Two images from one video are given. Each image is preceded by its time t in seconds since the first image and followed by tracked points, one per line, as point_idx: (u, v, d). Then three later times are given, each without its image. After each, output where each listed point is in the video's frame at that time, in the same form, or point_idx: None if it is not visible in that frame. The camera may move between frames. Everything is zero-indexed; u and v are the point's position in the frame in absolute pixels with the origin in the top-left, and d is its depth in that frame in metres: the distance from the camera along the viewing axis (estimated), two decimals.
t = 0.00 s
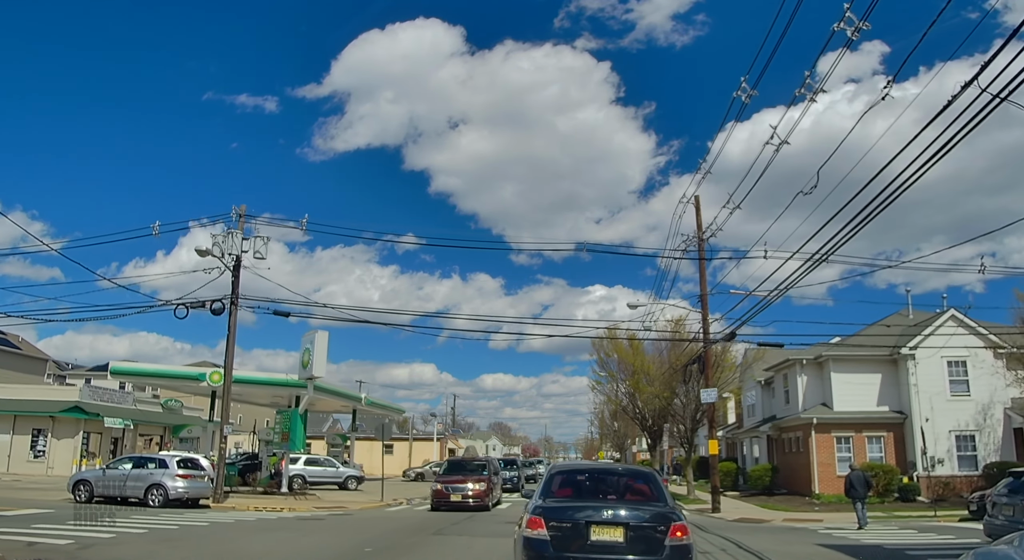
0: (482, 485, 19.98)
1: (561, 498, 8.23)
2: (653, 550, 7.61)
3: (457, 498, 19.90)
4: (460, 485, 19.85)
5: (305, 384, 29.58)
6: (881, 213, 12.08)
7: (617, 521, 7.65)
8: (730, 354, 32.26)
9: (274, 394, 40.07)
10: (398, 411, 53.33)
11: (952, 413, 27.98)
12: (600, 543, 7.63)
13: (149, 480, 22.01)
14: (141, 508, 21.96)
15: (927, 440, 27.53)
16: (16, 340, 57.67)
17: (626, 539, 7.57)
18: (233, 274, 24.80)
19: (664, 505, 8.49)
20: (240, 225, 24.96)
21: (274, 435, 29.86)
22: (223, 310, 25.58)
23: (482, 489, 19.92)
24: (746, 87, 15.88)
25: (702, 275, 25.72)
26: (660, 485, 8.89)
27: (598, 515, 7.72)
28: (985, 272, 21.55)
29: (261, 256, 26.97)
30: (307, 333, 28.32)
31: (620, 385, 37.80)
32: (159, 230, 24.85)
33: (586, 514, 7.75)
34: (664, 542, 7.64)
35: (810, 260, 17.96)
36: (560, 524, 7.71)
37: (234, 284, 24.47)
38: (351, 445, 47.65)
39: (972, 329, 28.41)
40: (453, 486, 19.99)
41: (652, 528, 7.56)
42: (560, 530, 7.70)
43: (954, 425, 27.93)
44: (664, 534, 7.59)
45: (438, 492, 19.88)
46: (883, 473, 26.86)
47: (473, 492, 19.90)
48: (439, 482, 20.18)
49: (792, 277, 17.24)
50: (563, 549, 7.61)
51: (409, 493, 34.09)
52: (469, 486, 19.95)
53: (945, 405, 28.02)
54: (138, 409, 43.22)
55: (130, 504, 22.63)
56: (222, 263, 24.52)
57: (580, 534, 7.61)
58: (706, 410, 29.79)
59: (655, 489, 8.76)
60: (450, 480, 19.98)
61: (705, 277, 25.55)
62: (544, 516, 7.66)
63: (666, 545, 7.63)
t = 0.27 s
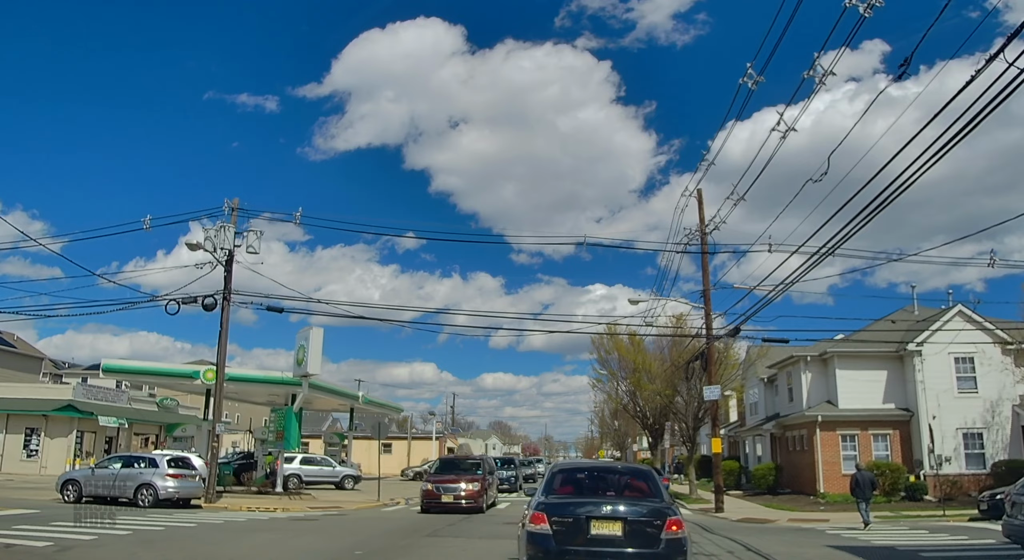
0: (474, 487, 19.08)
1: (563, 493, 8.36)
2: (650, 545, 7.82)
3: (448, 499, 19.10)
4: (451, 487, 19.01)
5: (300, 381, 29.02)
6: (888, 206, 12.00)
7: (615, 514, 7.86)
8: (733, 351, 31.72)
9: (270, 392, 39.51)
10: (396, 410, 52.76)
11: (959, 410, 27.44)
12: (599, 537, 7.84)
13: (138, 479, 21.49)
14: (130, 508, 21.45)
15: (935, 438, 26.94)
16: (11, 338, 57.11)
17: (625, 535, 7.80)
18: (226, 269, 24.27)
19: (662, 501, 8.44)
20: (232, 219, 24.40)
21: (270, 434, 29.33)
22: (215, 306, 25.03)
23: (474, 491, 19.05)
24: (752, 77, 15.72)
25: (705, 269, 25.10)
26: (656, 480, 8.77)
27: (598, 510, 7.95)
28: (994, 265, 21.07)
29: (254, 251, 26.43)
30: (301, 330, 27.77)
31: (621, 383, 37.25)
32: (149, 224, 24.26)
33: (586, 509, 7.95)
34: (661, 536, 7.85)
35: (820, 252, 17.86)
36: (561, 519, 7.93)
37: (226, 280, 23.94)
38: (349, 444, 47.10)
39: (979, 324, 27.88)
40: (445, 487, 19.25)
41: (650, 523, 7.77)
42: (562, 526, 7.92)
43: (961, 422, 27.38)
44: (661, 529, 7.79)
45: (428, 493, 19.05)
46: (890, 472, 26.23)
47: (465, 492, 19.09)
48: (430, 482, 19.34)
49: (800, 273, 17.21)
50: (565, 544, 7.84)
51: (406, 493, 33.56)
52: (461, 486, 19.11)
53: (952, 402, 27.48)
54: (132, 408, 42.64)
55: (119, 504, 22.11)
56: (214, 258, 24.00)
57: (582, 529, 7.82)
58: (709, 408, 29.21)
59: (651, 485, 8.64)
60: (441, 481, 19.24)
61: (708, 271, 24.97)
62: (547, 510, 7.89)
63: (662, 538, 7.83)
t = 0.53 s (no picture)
0: (465, 486, 17.95)
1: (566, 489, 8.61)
2: (645, 537, 8.07)
3: (438, 500, 17.96)
4: (441, 485, 17.86)
5: (294, 379, 28.49)
6: (900, 196, 11.66)
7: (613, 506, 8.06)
8: (736, 348, 31.26)
9: (266, 391, 39.04)
10: (394, 409, 52.27)
11: (965, 408, 26.96)
12: (599, 531, 8.11)
13: (127, 479, 21.02)
14: (120, 508, 20.98)
15: (942, 437, 26.42)
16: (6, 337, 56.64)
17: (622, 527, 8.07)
18: (218, 262, 23.81)
19: (658, 498, 8.63)
20: (225, 213, 23.89)
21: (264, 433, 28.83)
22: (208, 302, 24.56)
23: (466, 490, 17.89)
24: (758, 62, 15.28)
25: (707, 264, 24.56)
26: (653, 477, 9.16)
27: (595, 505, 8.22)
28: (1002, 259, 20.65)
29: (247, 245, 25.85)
30: (296, 327, 27.27)
31: (621, 382, 36.81)
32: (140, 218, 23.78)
33: (586, 505, 8.24)
34: (655, 529, 8.12)
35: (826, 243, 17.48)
36: (561, 515, 8.22)
37: (219, 275, 23.46)
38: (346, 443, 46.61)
39: (986, 321, 27.42)
40: (434, 487, 18.11)
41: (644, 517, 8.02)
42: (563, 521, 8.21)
43: (968, 421, 26.88)
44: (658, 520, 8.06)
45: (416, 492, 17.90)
46: (897, 471, 25.74)
47: (455, 492, 17.95)
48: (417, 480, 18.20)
49: (804, 266, 16.91)
50: (565, 538, 8.12)
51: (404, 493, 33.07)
52: (452, 486, 17.92)
53: (959, 401, 26.99)
54: (127, 407, 42.12)
55: (108, 505, 21.68)
56: (207, 253, 23.52)
57: (582, 523, 8.11)
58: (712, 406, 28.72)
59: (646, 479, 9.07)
60: (430, 480, 18.12)
61: (710, 267, 24.48)
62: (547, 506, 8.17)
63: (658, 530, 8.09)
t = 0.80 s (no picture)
0: (456, 488, 16.63)
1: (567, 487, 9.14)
2: (640, 530, 8.68)
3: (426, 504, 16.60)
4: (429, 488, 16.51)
5: (291, 378, 28.03)
6: (908, 189, 11.18)
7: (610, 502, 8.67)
8: (738, 346, 30.86)
9: (262, 390, 38.60)
10: (393, 409, 51.82)
11: (972, 407, 26.52)
12: (598, 525, 8.68)
13: (119, 479, 20.60)
14: (111, 509, 20.57)
15: (948, 436, 25.98)
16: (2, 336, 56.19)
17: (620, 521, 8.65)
18: (212, 257, 23.45)
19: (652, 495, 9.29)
20: (218, 208, 23.48)
21: (259, 432, 28.38)
22: (201, 299, 24.17)
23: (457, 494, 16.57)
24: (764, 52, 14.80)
25: (710, 261, 24.09)
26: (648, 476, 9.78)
27: (595, 500, 8.80)
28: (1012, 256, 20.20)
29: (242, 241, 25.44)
30: (292, 325, 26.84)
31: (621, 381, 36.42)
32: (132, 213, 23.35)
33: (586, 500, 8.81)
34: (650, 523, 8.71)
35: (831, 238, 17.09)
36: (563, 509, 8.80)
37: (212, 271, 23.05)
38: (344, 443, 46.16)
39: (992, 319, 27.00)
40: (422, 489, 16.67)
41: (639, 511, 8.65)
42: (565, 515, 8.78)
43: (974, 420, 26.44)
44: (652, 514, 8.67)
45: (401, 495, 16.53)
46: (901, 472, 25.38)
47: (446, 495, 16.60)
48: (404, 482, 16.86)
49: (809, 261, 16.52)
50: (568, 531, 8.69)
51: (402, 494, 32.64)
52: (442, 489, 16.61)
53: (965, 399, 26.56)
54: (122, 406, 41.66)
55: (99, 505, 21.28)
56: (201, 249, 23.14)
57: (582, 518, 8.69)
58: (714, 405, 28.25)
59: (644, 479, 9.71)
60: (417, 482, 16.67)
61: (713, 263, 24.03)
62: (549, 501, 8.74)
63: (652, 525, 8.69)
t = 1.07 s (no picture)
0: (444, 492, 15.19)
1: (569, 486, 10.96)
2: (634, 522, 10.36)
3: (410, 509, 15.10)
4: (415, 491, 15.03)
5: (286, 376, 27.61)
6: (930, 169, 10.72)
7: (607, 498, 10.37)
8: (740, 344, 30.47)
9: (259, 389, 38.20)
10: (392, 408, 51.39)
11: (978, 406, 26.12)
12: (597, 516, 10.40)
13: (110, 479, 20.21)
14: (102, 510, 20.18)
15: (954, 435, 25.59)
16: None
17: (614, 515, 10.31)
18: (206, 253, 23.11)
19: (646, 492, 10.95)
20: (213, 204, 23.10)
21: (255, 431, 28.00)
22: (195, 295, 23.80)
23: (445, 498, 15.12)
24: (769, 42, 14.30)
25: (713, 258, 23.66)
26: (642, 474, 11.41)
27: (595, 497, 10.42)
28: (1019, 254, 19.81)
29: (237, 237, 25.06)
30: (288, 322, 26.45)
31: (622, 380, 36.08)
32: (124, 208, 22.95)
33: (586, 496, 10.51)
34: (642, 515, 10.40)
35: (838, 234, 16.85)
36: (568, 504, 10.47)
37: (207, 267, 22.68)
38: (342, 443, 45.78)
39: (998, 315, 26.61)
40: (406, 492, 15.18)
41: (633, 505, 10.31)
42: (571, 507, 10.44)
43: (980, 419, 26.05)
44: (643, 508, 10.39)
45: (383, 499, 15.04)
46: (907, 470, 24.96)
47: (433, 499, 15.15)
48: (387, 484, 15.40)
49: (814, 255, 16.13)
50: (571, 521, 10.41)
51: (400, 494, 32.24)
52: (428, 492, 15.15)
53: (971, 398, 26.17)
54: (118, 405, 41.26)
55: (91, 506, 20.89)
56: (195, 245, 22.77)
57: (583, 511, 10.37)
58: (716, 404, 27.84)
59: (638, 478, 11.41)
60: (401, 484, 15.18)
61: (716, 259, 23.61)
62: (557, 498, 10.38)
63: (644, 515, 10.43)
